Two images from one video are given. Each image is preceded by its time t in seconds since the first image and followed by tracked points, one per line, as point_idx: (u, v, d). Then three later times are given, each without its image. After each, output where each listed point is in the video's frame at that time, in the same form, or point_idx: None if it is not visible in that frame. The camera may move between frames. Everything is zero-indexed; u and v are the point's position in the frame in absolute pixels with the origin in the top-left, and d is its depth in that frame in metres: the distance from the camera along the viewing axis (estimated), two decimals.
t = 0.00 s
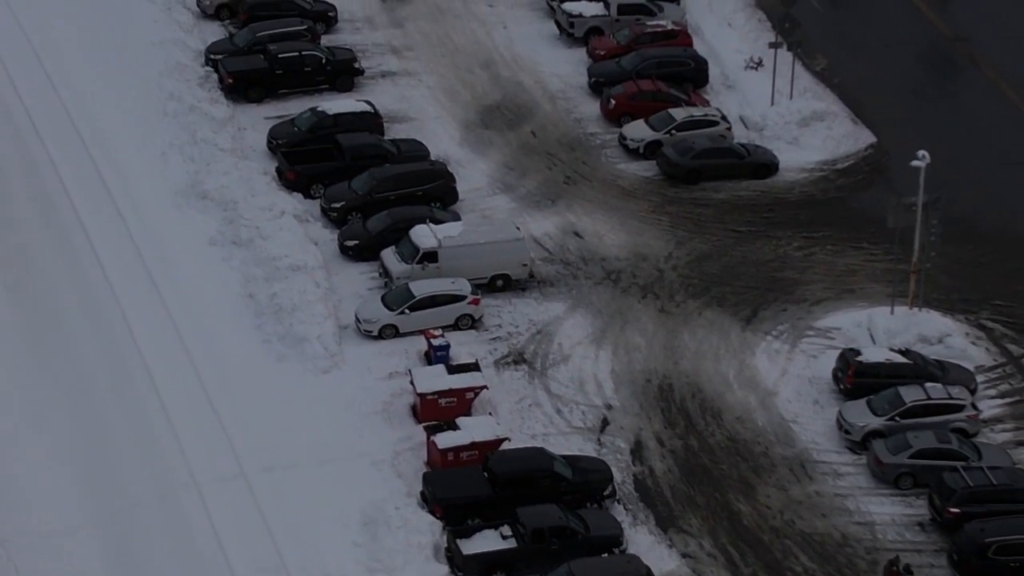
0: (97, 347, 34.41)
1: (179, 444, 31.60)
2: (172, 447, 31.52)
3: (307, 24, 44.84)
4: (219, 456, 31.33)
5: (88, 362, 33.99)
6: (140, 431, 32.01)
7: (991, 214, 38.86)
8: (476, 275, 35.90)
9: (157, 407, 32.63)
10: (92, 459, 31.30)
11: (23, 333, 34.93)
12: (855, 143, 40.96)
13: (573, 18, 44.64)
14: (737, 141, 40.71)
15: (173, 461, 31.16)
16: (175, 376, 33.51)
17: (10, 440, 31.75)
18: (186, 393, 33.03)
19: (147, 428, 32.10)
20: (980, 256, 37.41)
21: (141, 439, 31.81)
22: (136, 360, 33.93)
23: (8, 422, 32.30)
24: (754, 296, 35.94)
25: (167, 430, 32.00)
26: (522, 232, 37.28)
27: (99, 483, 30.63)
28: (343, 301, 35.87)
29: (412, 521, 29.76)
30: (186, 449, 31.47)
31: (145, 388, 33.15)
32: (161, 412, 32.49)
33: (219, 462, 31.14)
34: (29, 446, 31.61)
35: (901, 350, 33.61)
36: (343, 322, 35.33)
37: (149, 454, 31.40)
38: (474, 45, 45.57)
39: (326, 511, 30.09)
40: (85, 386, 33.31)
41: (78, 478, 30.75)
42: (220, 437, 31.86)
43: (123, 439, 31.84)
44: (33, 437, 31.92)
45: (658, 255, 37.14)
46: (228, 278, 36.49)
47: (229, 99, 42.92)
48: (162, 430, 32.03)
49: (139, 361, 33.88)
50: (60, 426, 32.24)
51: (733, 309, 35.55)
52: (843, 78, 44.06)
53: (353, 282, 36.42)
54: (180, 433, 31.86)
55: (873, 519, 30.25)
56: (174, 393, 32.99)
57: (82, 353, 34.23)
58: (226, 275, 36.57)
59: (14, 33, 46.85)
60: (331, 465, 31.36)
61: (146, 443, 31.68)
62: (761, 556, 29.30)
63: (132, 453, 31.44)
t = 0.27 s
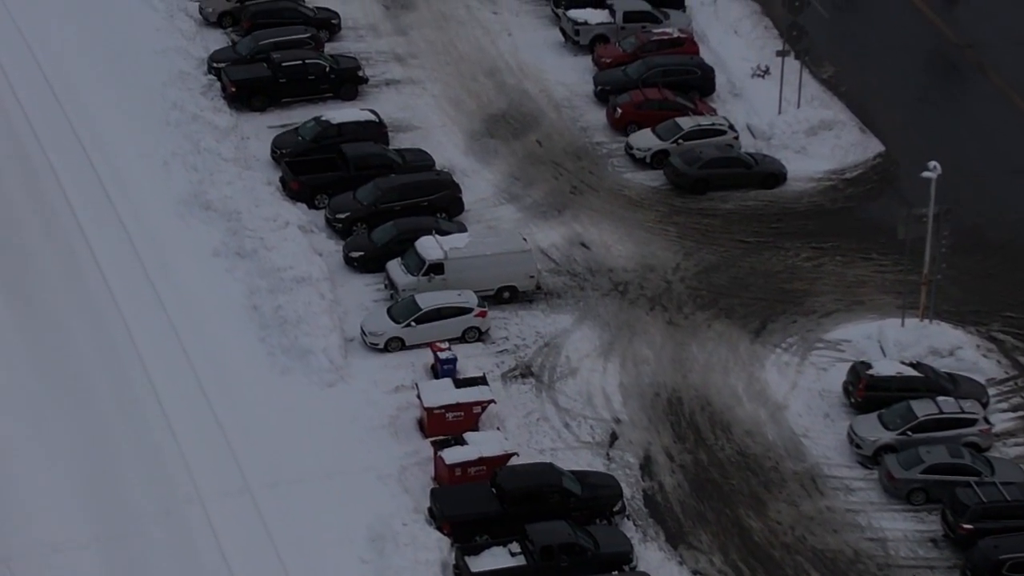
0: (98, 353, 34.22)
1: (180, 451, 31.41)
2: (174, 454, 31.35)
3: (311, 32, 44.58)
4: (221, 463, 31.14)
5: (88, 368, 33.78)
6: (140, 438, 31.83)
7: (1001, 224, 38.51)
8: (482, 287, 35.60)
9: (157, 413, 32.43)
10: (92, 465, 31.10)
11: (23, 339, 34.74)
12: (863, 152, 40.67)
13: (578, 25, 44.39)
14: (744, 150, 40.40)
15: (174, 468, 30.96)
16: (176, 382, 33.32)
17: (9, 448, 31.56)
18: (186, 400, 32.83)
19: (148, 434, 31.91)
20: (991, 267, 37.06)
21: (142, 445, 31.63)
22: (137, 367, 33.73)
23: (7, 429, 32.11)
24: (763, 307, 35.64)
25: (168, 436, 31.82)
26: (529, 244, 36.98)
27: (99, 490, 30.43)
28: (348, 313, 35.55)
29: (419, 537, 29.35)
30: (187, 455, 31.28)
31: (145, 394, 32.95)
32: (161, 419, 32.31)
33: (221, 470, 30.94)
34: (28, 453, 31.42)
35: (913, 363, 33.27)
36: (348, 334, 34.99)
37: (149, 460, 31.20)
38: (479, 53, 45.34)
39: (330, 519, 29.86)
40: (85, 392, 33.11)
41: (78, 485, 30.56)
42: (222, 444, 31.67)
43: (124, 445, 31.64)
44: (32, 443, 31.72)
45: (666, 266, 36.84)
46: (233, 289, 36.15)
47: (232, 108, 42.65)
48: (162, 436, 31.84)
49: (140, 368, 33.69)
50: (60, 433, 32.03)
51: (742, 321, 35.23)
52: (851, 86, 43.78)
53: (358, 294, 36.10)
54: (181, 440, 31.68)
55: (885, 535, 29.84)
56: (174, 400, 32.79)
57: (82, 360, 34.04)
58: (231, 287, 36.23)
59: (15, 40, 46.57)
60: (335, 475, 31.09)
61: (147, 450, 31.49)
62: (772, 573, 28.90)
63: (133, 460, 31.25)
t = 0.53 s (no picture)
0: (97, 358, 34.17)
1: (178, 453, 31.30)
2: (172, 456, 31.27)
3: (315, 40, 44.28)
4: (219, 465, 31.03)
5: (87, 373, 33.75)
6: (139, 441, 31.77)
7: (1011, 234, 38.12)
8: (489, 300, 35.27)
9: (156, 416, 32.34)
10: (91, 470, 31.09)
11: (23, 346, 34.78)
12: (872, 162, 40.39)
13: (584, 33, 44.08)
14: (751, 160, 40.12)
15: (172, 470, 30.87)
16: (175, 385, 33.21)
17: (9, 454, 31.58)
18: (185, 402, 32.70)
19: (146, 437, 31.84)
20: (1002, 277, 36.65)
21: (140, 448, 31.57)
22: (136, 370, 33.64)
23: (7, 435, 32.14)
24: (773, 319, 35.32)
25: (166, 439, 31.72)
26: (536, 255, 36.67)
27: (99, 495, 30.42)
28: (354, 326, 35.22)
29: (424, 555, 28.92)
30: (188, 465, 30.97)
31: (145, 398, 32.86)
32: (160, 421, 32.22)
33: (220, 472, 30.81)
34: (28, 459, 31.44)
35: (924, 376, 32.88)
36: (354, 348, 34.65)
37: (148, 463, 31.14)
38: (484, 62, 45.07)
39: (331, 523, 29.67)
40: (86, 403, 32.89)
41: (77, 490, 30.56)
42: (220, 446, 31.53)
43: (123, 449, 31.61)
44: (34, 455, 31.52)
45: (674, 278, 36.53)
46: (237, 302, 35.80)
47: (235, 117, 42.38)
48: (160, 438, 31.74)
49: (139, 371, 33.60)
50: (60, 439, 32.04)
51: (751, 334, 34.91)
52: (858, 95, 43.48)
53: (364, 306, 35.77)
54: (179, 442, 31.57)
55: (898, 552, 29.39)
56: (173, 402, 32.67)
57: (82, 365, 34.02)
58: (235, 300, 35.90)
59: (17, 49, 46.35)
60: (337, 481, 30.85)
61: (145, 453, 31.42)
62: None
63: (132, 463, 31.20)
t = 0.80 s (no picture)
0: (95, 361, 34.01)
1: (176, 454, 31.12)
2: (170, 457, 31.10)
3: (318, 49, 44.00)
4: (218, 466, 30.85)
5: (86, 377, 33.62)
6: (138, 442, 31.62)
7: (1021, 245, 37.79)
8: (495, 312, 34.96)
9: (159, 429, 31.88)
10: (90, 474, 30.97)
11: (22, 351, 34.70)
12: (880, 172, 40.14)
13: (589, 41, 43.77)
14: (759, 169, 39.80)
15: (171, 472, 30.70)
16: (174, 387, 33.02)
17: (9, 463, 31.53)
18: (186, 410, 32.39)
19: (145, 439, 31.68)
20: (1012, 289, 36.30)
21: (139, 450, 31.41)
22: (135, 372, 33.48)
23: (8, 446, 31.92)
24: (782, 331, 35.02)
25: (165, 440, 31.54)
26: (542, 267, 36.38)
27: (98, 499, 30.29)
28: (359, 339, 34.88)
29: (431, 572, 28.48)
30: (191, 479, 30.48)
31: (147, 411, 32.40)
32: (158, 422, 32.06)
33: (219, 474, 30.62)
34: (29, 469, 31.23)
35: (936, 390, 32.54)
36: (359, 361, 34.30)
37: (147, 465, 30.98)
38: (489, 70, 44.81)
39: (332, 528, 29.46)
40: (89, 417, 32.48)
41: (77, 495, 30.46)
42: (219, 448, 31.35)
43: (121, 451, 31.47)
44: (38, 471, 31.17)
45: (682, 289, 36.23)
46: (241, 314, 35.44)
47: (238, 127, 42.08)
48: (159, 440, 31.57)
49: (137, 373, 33.43)
50: (59, 444, 31.93)
51: (760, 347, 34.60)
52: (866, 104, 43.20)
53: (369, 319, 35.45)
54: (177, 444, 31.39)
55: (910, 569, 28.93)
56: (176, 416, 32.20)
57: (80, 368, 33.88)
58: (239, 312, 35.53)
59: (18, 57, 46.07)
60: (339, 487, 30.58)
61: (144, 455, 31.26)
62: None
63: (131, 466, 31.05)
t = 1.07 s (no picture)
0: (96, 372, 33.86)
1: (177, 464, 30.93)
2: (171, 467, 30.91)
3: (322, 57, 43.76)
4: (218, 476, 30.65)
5: (87, 389, 33.36)
6: (138, 452, 31.44)
7: None
8: (502, 324, 34.65)
9: (163, 445, 31.53)
10: (90, 484, 30.81)
11: (22, 361, 34.54)
12: (889, 181, 39.87)
13: (595, 50, 43.55)
14: (766, 179, 39.63)
15: (171, 482, 30.51)
16: (174, 398, 32.85)
17: (8, 472, 31.35)
18: (191, 426, 32.04)
19: (146, 449, 31.50)
20: None
21: (139, 460, 31.23)
22: (136, 383, 33.32)
23: (11, 464, 31.57)
24: (791, 344, 34.73)
25: (165, 450, 31.36)
26: (549, 278, 36.09)
27: (97, 509, 30.11)
28: (365, 352, 34.56)
29: None
30: (196, 496, 30.09)
31: (151, 427, 32.06)
32: (159, 433, 31.89)
33: (220, 485, 30.41)
34: (33, 487, 30.89)
35: (947, 404, 32.22)
36: (365, 375, 33.95)
37: (147, 475, 30.79)
38: (494, 78, 44.60)
39: (332, 538, 29.18)
40: (93, 433, 32.13)
41: (81, 513, 30.09)
42: (219, 458, 31.13)
43: (122, 461, 31.29)
44: (41, 488, 30.82)
45: (690, 301, 35.94)
46: (246, 327, 35.13)
47: (242, 136, 41.82)
48: (159, 450, 31.39)
49: (138, 384, 33.27)
50: (62, 461, 31.56)
51: (770, 359, 34.31)
52: (873, 112, 42.95)
53: (374, 331, 35.14)
54: (178, 454, 31.20)
55: None
56: (180, 432, 31.84)
57: (80, 379, 33.73)
58: (243, 325, 35.23)
59: (19, 65, 45.78)
60: (343, 501, 30.22)
61: (144, 465, 31.08)
62: None
63: (131, 476, 30.87)
